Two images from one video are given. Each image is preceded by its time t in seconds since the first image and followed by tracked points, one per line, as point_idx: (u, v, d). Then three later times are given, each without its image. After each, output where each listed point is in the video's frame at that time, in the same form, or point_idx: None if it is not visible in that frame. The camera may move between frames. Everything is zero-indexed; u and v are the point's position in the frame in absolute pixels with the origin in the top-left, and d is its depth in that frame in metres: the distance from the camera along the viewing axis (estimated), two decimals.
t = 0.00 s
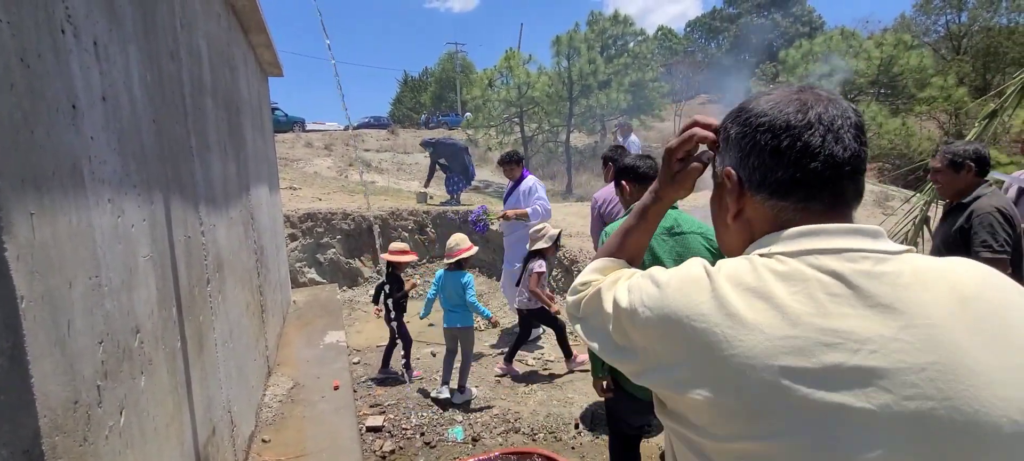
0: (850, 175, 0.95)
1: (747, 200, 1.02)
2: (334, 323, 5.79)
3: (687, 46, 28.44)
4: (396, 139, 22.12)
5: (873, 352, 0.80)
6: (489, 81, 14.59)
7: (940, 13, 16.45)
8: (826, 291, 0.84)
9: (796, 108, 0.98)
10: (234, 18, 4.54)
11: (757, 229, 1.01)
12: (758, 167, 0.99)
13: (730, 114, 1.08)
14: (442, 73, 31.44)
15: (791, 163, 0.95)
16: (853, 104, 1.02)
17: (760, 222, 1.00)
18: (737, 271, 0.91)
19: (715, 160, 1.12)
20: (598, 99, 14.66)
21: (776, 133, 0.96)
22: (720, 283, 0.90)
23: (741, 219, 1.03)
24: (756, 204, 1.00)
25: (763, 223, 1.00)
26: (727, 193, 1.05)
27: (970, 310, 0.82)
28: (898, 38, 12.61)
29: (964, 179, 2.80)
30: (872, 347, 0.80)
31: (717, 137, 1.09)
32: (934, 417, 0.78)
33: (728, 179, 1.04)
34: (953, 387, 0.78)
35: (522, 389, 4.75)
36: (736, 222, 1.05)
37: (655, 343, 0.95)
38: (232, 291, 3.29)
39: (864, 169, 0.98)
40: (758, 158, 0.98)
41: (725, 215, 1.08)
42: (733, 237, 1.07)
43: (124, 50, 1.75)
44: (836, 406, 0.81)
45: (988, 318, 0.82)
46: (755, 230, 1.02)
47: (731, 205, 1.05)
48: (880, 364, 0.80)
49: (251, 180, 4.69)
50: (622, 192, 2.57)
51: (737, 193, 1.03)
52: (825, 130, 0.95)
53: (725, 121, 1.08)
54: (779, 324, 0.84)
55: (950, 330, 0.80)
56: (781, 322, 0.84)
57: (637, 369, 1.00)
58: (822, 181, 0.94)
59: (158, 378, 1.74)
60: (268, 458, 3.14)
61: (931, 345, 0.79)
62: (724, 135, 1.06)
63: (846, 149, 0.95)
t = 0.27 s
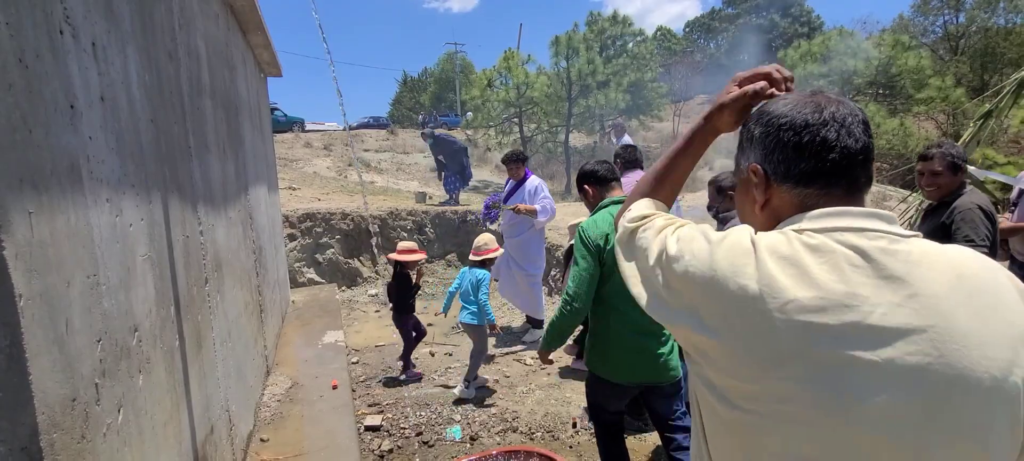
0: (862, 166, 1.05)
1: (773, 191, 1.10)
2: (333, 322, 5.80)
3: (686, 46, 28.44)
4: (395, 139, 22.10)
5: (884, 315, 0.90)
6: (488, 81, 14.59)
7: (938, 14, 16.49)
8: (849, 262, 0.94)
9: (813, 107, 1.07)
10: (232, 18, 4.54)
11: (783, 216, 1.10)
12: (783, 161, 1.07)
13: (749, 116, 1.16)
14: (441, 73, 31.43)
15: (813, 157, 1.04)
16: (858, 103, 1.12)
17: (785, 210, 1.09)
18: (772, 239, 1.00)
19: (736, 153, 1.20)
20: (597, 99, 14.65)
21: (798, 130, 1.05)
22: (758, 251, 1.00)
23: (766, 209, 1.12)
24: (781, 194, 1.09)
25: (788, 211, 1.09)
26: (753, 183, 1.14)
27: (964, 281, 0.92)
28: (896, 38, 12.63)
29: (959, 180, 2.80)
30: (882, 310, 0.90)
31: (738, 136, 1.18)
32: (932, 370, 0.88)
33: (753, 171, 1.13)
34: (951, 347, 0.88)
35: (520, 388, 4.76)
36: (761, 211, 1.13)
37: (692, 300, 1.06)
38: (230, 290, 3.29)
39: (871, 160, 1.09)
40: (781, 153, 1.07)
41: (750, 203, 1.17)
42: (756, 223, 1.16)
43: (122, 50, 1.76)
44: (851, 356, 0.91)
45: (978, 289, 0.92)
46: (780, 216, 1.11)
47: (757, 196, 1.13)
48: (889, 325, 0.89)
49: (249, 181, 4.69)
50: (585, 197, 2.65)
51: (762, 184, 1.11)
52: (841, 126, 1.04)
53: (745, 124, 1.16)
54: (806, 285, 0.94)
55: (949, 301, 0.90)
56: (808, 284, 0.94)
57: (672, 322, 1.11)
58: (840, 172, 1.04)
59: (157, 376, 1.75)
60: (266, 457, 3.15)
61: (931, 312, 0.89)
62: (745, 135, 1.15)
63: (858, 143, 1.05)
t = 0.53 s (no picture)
0: (875, 154, 1.11)
1: (792, 176, 1.15)
2: (332, 321, 5.80)
3: (686, 45, 28.46)
4: (394, 138, 22.09)
5: (884, 282, 0.95)
6: (487, 81, 14.60)
7: (937, 14, 16.53)
8: (857, 237, 1.00)
9: (832, 98, 1.13)
10: (231, 17, 4.54)
11: (800, 199, 1.15)
12: (803, 148, 1.13)
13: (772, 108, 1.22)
14: (441, 72, 31.42)
15: (832, 144, 1.09)
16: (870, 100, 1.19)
17: (803, 194, 1.14)
18: (788, 217, 1.07)
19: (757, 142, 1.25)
20: (597, 99, 14.65)
21: (819, 119, 1.11)
22: (774, 226, 1.06)
23: (786, 193, 1.17)
24: (801, 178, 1.14)
25: (806, 195, 1.14)
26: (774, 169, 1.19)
27: (962, 258, 0.97)
28: (895, 38, 12.65)
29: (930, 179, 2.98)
30: (883, 278, 0.95)
31: (760, 126, 1.23)
32: (926, 333, 0.93)
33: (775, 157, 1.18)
34: (947, 311, 0.93)
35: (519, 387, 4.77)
36: (780, 195, 1.19)
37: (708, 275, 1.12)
38: (228, 288, 3.30)
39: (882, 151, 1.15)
40: (802, 140, 1.12)
41: (770, 187, 1.22)
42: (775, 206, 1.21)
43: (119, 49, 1.76)
44: (852, 316, 0.97)
45: (973, 265, 0.97)
46: (797, 199, 1.16)
47: (777, 181, 1.18)
48: (890, 289, 0.94)
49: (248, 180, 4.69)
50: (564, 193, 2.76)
51: (782, 169, 1.16)
52: (858, 117, 1.10)
53: (769, 114, 1.21)
54: (814, 253, 1.00)
55: (945, 275, 0.95)
56: (816, 252, 1.00)
57: (695, 292, 1.20)
58: (856, 158, 1.10)
59: (154, 374, 1.75)
60: (265, 454, 3.16)
61: (929, 281, 0.94)
62: (768, 124, 1.20)
63: (872, 133, 1.10)
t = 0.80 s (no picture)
0: (862, 146, 1.20)
1: (785, 167, 1.24)
2: (329, 320, 5.81)
3: (685, 44, 28.47)
4: (393, 137, 22.08)
5: (868, 261, 1.04)
6: (486, 80, 14.60)
7: (936, 13, 16.55)
8: (845, 221, 1.08)
9: (821, 96, 1.22)
10: (226, 16, 4.53)
11: (794, 188, 1.23)
12: (794, 140, 1.22)
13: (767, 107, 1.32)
14: (440, 71, 31.42)
15: (820, 136, 1.19)
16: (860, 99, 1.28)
17: (796, 184, 1.23)
18: (784, 203, 1.15)
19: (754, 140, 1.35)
20: (595, 98, 14.64)
21: (808, 114, 1.20)
22: (769, 212, 1.15)
23: (780, 183, 1.26)
24: (793, 168, 1.23)
25: (799, 184, 1.22)
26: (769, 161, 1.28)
27: (941, 246, 1.05)
28: (894, 37, 12.65)
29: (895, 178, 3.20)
30: (867, 257, 1.04)
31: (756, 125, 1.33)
32: (906, 307, 1.02)
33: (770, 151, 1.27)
34: (925, 292, 1.02)
35: (514, 385, 4.79)
36: (776, 186, 1.27)
37: (707, 259, 1.20)
38: (222, 287, 3.31)
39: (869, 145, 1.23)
40: (793, 134, 1.22)
41: (766, 180, 1.30)
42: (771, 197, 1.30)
43: (109, 48, 1.77)
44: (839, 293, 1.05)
45: (951, 253, 1.05)
46: (791, 189, 1.24)
47: (772, 173, 1.27)
48: (872, 267, 1.03)
49: (244, 179, 4.70)
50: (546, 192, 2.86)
51: (777, 161, 1.25)
52: (844, 111, 1.19)
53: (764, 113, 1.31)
54: (804, 234, 1.09)
55: (925, 256, 1.04)
56: (806, 234, 1.09)
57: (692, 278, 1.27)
58: (843, 148, 1.18)
59: (144, 371, 1.76)
60: (259, 453, 3.17)
61: (908, 262, 1.03)
62: (763, 122, 1.29)
63: (858, 126, 1.19)
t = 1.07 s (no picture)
0: (850, 145, 1.29)
1: (780, 165, 1.34)
2: (322, 319, 5.80)
3: (682, 44, 28.52)
4: (389, 136, 22.03)
5: (855, 250, 1.14)
6: (482, 79, 14.60)
7: (932, 14, 16.61)
8: (835, 214, 1.18)
9: (811, 103, 1.33)
10: (218, 14, 4.51)
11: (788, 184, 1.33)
12: (787, 141, 1.32)
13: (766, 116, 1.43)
14: (438, 70, 31.37)
15: (809, 137, 1.30)
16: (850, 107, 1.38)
17: (790, 180, 1.32)
18: (779, 199, 1.24)
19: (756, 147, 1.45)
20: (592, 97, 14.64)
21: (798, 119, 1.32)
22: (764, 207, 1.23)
23: (777, 180, 1.35)
24: (786, 166, 1.33)
25: (792, 180, 1.32)
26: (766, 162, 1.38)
27: (923, 242, 1.17)
28: (890, 37, 12.67)
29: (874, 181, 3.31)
30: (854, 246, 1.15)
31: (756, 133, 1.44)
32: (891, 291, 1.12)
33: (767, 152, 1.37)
34: (908, 284, 1.13)
35: (507, 384, 4.80)
36: (772, 184, 1.36)
37: (707, 255, 1.27)
38: (213, 285, 3.30)
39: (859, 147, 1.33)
40: (785, 136, 1.33)
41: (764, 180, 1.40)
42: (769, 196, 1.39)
43: (95, 45, 1.76)
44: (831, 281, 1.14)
45: (933, 249, 1.16)
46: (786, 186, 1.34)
47: (768, 171, 1.37)
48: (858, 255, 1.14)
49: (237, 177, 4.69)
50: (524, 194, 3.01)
51: (771, 161, 1.36)
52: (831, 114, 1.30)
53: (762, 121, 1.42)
54: (799, 226, 1.18)
55: (906, 250, 1.15)
56: (799, 226, 1.18)
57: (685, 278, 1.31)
58: (832, 146, 1.28)
59: (131, 368, 1.76)
60: (250, 451, 3.17)
61: (891, 253, 1.14)
62: (761, 130, 1.41)
63: (845, 128, 1.30)
